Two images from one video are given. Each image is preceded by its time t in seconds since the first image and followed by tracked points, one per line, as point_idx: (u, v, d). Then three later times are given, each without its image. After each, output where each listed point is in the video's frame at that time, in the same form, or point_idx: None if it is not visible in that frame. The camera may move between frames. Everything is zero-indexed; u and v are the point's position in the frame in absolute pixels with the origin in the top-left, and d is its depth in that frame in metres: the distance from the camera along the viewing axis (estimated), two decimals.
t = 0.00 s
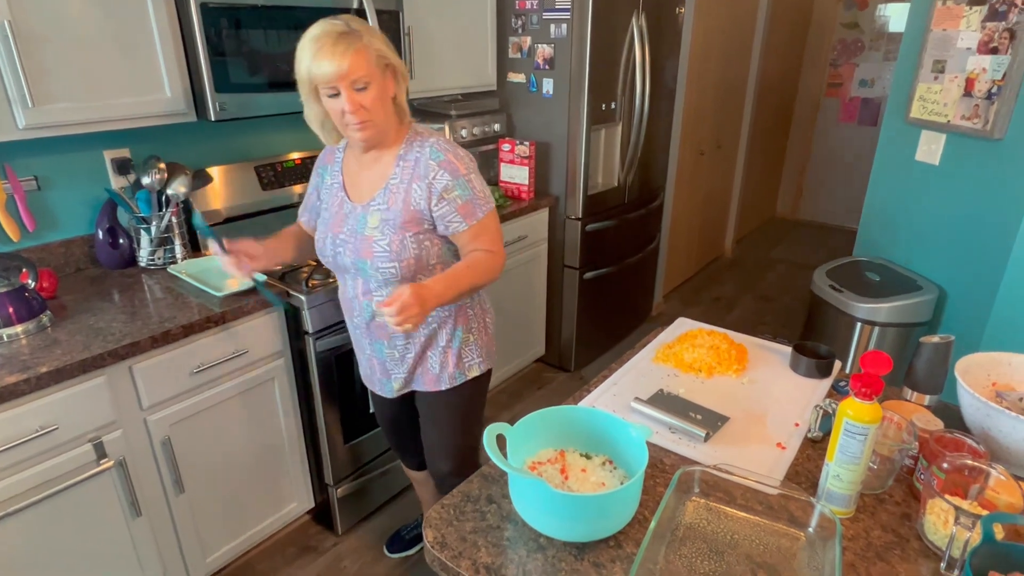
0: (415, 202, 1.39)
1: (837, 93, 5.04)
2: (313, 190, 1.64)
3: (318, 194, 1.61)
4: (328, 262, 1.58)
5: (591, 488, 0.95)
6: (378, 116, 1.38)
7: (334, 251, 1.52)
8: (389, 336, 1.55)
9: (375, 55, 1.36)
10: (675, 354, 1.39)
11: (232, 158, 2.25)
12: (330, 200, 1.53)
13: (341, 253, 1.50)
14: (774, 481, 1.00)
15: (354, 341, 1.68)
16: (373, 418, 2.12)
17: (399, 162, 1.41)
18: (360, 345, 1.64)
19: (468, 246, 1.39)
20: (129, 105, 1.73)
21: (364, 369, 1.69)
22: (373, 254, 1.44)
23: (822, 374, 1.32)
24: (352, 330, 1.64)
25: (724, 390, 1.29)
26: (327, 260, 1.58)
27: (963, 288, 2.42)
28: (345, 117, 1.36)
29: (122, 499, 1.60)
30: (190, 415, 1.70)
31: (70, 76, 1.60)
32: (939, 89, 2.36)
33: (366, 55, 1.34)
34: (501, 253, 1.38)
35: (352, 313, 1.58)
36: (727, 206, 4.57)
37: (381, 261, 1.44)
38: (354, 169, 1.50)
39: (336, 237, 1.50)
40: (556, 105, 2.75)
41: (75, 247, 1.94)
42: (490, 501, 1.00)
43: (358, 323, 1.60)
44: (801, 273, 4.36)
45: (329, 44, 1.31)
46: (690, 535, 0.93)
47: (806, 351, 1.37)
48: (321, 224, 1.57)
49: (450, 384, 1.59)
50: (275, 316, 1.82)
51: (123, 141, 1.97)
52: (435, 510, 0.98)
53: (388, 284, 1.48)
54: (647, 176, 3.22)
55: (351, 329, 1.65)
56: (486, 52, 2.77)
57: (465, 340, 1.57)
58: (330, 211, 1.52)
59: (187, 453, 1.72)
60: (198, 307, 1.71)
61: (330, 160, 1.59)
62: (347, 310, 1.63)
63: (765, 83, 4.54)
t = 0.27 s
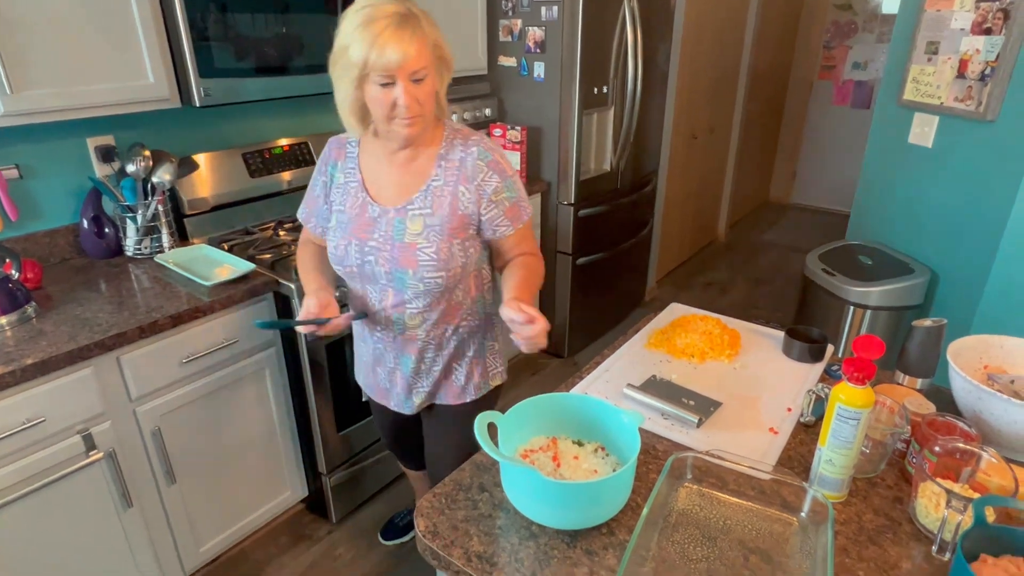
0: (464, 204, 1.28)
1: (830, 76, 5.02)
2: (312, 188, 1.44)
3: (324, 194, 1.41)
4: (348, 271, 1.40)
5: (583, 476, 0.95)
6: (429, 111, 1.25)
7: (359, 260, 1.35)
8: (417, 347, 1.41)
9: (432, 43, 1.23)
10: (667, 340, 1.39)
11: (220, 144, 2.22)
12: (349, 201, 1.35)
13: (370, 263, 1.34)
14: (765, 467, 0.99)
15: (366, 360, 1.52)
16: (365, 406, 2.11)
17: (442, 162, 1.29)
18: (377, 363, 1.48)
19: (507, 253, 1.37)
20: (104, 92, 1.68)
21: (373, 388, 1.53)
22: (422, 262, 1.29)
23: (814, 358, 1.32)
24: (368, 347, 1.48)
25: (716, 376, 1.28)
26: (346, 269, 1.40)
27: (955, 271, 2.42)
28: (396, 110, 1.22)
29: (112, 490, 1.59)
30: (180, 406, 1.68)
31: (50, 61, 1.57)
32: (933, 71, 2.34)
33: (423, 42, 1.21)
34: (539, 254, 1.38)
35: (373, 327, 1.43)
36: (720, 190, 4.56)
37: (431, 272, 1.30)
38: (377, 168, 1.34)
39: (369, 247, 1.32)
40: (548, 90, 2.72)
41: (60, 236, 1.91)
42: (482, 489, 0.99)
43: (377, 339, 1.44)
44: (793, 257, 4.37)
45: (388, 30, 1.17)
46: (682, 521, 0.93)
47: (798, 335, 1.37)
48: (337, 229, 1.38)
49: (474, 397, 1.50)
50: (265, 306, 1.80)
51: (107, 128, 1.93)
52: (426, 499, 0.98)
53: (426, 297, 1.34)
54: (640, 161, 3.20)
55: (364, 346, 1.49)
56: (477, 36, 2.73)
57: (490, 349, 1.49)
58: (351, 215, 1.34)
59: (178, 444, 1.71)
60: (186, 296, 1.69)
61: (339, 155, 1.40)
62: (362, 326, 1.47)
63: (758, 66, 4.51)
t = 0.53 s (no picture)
0: (511, 194, 1.20)
1: (826, 52, 4.97)
2: (320, 176, 1.19)
3: (337, 185, 1.18)
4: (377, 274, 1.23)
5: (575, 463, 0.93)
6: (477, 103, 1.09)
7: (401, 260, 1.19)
8: (455, 360, 1.30)
9: (489, 24, 1.04)
10: (661, 322, 1.37)
11: (204, 127, 2.17)
12: (382, 196, 1.17)
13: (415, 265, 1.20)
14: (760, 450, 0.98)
15: (383, 367, 1.34)
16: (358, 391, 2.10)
17: (485, 151, 1.19)
18: (402, 373, 1.32)
19: (532, 257, 1.28)
20: (80, 73, 1.63)
21: (393, 401, 1.36)
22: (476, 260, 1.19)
23: (809, 340, 1.30)
24: (395, 357, 1.31)
25: (711, 358, 1.27)
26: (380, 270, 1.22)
27: (951, 250, 2.41)
28: (444, 96, 1.03)
29: (102, 479, 1.58)
30: (170, 393, 1.66)
31: (24, 41, 1.52)
32: (930, 46, 2.31)
33: (483, 20, 1.02)
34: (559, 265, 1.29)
35: (406, 332, 1.27)
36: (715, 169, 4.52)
37: (486, 271, 1.21)
38: (404, 157, 1.18)
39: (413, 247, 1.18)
40: (540, 68, 2.67)
41: (42, 222, 1.87)
42: (474, 477, 0.98)
43: (409, 348, 1.28)
44: (787, 236, 4.35)
45: (449, 6, 0.98)
46: (677, 506, 0.92)
47: (793, 316, 1.36)
48: (366, 227, 1.19)
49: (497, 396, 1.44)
50: (253, 291, 1.77)
51: (86, 110, 1.88)
52: (417, 487, 0.96)
53: (475, 296, 1.25)
54: (633, 140, 3.16)
55: (387, 353, 1.31)
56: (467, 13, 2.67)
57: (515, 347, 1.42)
58: (386, 211, 1.17)
59: (168, 432, 1.69)
60: (173, 283, 1.66)
61: (356, 138, 1.17)
62: (392, 331, 1.28)
63: (753, 42, 4.45)
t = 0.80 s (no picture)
0: (513, 178, 1.16)
1: (822, 20, 4.88)
2: (296, 157, 0.98)
3: (323, 169, 1.00)
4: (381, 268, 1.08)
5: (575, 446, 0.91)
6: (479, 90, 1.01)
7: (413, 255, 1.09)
8: (464, 355, 1.19)
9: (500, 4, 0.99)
10: (656, 300, 1.34)
11: (184, 102, 2.10)
12: (386, 185, 1.04)
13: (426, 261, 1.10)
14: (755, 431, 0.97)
15: (381, 375, 1.16)
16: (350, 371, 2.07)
17: (485, 134, 1.13)
18: (407, 377, 1.16)
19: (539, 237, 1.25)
20: (50, 46, 1.56)
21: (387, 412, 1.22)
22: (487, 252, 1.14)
23: (805, 316, 1.28)
24: (401, 359, 1.14)
25: (707, 337, 1.25)
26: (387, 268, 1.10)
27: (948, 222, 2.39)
28: (450, 78, 0.94)
29: (90, 465, 1.55)
30: (156, 377, 1.63)
31: None
32: (930, 13, 2.25)
33: None
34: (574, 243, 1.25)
35: (416, 334, 1.12)
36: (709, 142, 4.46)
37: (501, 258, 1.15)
38: (404, 141, 1.06)
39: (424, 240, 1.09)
40: (530, 39, 2.60)
41: (18, 203, 1.81)
42: (465, 461, 0.96)
43: (419, 350, 1.14)
44: (782, 209, 4.32)
45: None
46: (674, 491, 0.90)
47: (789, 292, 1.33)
48: (368, 221, 1.05)
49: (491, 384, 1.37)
50: (240, 272, 1.73)
51: (60, 86, 1.81)
52: (408, 474, 0.94)
53: (482, 288, 1.18)
54: (627, 112, 3.10)
55: (390, 358, 1.14)
56: None
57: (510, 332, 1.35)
58: (390, 202, 1.05)
59: (156, 416, 1.67)
60: (156, 264, 1.62)
61: (343, 118, 1.02)
62: (396, 334, 1.12)
63: (748, 11, 4.35)
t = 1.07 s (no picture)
0: (474, 139, 1.06)
1: None
2: (251, 154, 0.73)
3: (290, 166, 0.77)
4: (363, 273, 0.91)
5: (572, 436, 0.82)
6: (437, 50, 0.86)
7: (407, 254, 0.92)
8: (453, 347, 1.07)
9: None
10: (659, 268, 1.24)
11: (151, 59, 1.96)
12: (364, 172, 0.86)
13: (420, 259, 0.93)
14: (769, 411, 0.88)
15: (372, 399, 1.00)
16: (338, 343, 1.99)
17: (438, 95, 1.02)
18: (399, 396, 1.02)
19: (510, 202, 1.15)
20: None
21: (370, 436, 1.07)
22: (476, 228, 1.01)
23: (817, 283, 1.19)
24: (398, 376, 1.00)
25: (714, 307, 1.16)
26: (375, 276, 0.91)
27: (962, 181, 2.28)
28: (414, 34, 0.80)
29: (60, 448, 1.47)
30: (128, 355, 1.54)
31: None
32: None
33: None
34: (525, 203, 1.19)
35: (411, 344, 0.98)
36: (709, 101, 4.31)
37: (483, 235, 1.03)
38: (365, 114, 0.89)
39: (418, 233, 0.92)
40: None
41: None
42: (452, 448, 0.88)
43: (414, 361, 1.00)
44: (783, 170, 4.20)
45: None
46: (680, 479, 0.82)
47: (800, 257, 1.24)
48: (351, 223, 0.86)
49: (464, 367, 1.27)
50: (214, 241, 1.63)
51: (11, 41, 1.67)
52: (389, 462, 0.86)
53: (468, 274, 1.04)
54: (624, 68, 2.95)
55: (385, 378, 0.99)
56: None
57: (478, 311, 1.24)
58: (369, 193, 0.87)
59: (131, 395, 1.58)
60: (122, 234, 1.51)
61: (290, 97, 0.80)
62: (388, 349, 0.96)
63: None
